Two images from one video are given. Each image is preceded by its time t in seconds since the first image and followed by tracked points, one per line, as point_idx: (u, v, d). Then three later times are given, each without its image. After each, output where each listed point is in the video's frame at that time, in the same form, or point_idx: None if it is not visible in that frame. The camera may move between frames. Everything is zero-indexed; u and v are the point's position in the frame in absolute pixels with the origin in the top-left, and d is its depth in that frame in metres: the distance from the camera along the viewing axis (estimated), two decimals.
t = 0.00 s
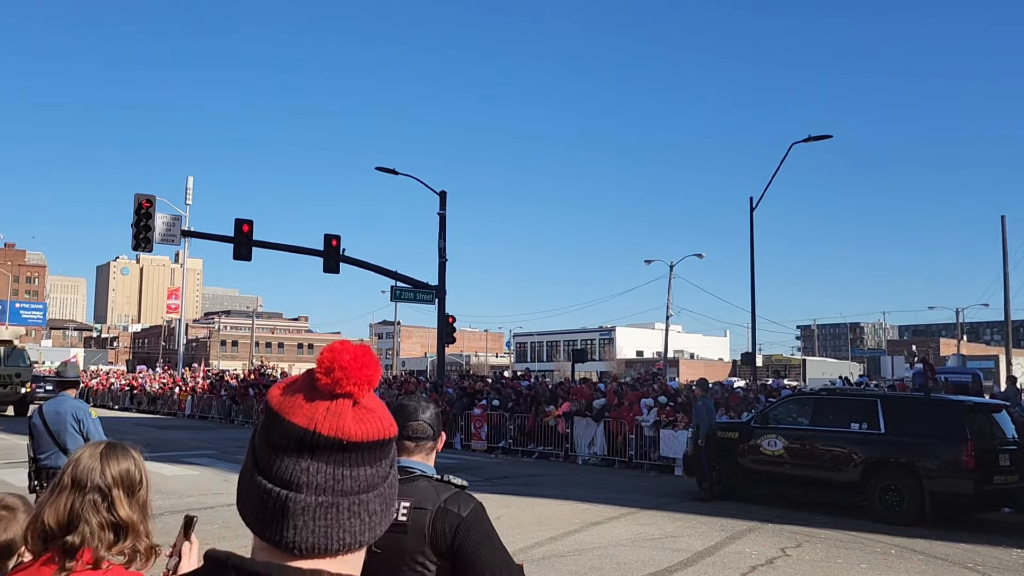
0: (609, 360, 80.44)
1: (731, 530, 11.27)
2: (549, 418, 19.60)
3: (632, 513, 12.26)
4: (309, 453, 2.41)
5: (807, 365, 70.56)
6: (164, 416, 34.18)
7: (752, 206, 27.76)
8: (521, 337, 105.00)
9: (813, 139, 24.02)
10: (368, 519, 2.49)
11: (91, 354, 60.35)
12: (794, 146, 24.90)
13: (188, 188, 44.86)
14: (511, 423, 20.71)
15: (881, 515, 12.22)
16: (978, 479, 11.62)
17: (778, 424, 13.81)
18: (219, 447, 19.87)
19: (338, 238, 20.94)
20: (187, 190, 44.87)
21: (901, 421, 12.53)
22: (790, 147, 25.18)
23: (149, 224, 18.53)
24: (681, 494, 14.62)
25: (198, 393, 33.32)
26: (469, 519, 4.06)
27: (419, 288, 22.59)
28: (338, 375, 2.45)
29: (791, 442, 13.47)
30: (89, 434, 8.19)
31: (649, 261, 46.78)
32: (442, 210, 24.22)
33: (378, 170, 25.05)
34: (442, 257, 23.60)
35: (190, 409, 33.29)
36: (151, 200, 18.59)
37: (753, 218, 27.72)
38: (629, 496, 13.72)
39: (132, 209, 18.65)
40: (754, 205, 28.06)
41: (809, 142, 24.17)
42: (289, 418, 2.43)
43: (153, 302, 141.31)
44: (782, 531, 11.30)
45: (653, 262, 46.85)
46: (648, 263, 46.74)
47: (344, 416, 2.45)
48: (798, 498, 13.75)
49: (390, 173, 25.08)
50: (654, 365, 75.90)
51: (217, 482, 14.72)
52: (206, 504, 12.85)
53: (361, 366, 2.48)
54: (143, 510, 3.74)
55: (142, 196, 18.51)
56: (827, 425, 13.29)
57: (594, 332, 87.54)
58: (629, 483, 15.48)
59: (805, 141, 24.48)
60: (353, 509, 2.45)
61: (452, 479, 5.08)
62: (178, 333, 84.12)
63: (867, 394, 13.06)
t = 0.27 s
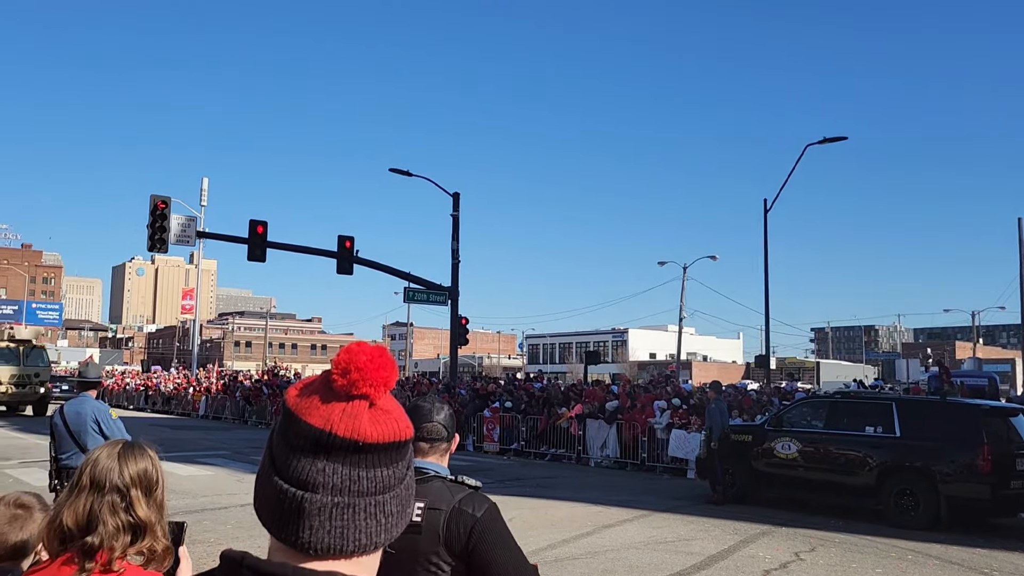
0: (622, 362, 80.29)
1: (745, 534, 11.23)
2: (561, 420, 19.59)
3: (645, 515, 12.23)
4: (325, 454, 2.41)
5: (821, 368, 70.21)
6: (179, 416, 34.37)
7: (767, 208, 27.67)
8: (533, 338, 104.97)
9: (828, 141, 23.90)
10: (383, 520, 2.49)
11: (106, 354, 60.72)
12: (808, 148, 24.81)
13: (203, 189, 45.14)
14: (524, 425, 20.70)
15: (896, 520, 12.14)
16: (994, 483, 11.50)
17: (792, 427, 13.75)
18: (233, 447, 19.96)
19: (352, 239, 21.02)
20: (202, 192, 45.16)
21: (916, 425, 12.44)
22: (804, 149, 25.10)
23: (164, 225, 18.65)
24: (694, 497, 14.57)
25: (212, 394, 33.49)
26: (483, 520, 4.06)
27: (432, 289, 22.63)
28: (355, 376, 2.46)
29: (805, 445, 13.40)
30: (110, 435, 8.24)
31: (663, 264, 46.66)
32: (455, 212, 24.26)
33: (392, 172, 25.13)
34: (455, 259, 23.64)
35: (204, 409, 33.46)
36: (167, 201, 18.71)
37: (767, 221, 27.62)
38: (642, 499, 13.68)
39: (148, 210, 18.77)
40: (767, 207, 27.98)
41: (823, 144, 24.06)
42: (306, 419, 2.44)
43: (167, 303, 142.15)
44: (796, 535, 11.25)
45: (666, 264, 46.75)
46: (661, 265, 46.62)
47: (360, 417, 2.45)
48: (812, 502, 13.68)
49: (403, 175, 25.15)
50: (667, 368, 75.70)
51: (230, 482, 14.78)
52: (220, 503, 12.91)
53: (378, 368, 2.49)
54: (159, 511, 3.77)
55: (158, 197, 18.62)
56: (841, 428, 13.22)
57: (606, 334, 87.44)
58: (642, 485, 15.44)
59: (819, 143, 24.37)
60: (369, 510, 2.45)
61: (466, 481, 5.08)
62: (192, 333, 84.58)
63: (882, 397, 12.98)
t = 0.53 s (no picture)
0: (630, 365, 80.16)
1: (754, 537, 11.18)
2: (569, 423, 19.56)
3: (653, 518, 12.20)
4: (333, 456, 2.41)
5: (830, 371, 69.98)
6: (188, 418, 34.47)
7: (776, 211, 27.61)
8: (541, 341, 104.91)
9: (837, 143, 23.81)
10: (392, 523, 2.49)
11: (116, 356, 60.92)
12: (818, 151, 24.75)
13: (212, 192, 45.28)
14: (532, 427, 20.67)
15: (906, 523, 12.07)
16: (1006, 487, 11.40)
17: (801, 430, 13.69)
18: (242, 449, 20.00)
19: (360, 241, 21.05)
20: (212, 194, 45.35)
21: (927, 428, 12.37)
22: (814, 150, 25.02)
23: (174, 228, 18.70)
24: (703, 500, 14.51)
25: (221, 396, 33.59)
26: (493, 522, 4.06)
27: (441, 292, 22.63)
28: (363, 379, 2.46)
29: (814, 448, 13.35)
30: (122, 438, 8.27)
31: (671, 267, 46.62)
32: (463, 214, 24.27)
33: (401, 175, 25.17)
34: (464, 261, 23.64)
35: (213, 411, 33.54)
36: (177, 204, 18.75)
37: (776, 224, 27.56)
38: (651, 502, 13.64)
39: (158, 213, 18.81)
40: (777, 210, 27.90)
41: (833, 146, 23.97)
42: (315, 421, 2.44)
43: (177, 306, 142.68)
44: (806, 539, 11.19)
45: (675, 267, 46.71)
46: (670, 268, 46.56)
47: (369, 419, 2.45)
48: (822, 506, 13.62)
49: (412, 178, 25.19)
50: (675, 371, 75.59)
51: (239, 484, 14.81)
52: (229, 505, 12.95)
53: (386, 370, 2.49)
54: (174, 513, 3.78)
55: (167, 199, 18.67)
56: (851, 432, 13.16)
57: (615, 336, 87.36)
58: (650, 489, 15.40)
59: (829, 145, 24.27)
60: (377, 513, 2.45)
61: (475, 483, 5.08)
62: (201, 336, 84.88)
63: (892, 401, 12.92)
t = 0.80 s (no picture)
0: (636, 369, 80.06)
1: (759, 543, 11.15)
2: (574, 427, 19.53)
3: (659, 523, 12.16)
4: (338, 463, 2.41)
5: (836, 375, 69.77)
6: (194, 421, 34.53)
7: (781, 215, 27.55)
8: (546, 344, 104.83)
9: (843, 147, 23.78)
10: (398, 530, 2.49)
11: (122, 359, 61.03)
12: (823, 155, 24.74)
13: (218, 195, 45.37)
14: (537, 431, 20.65)
15: (912, 529, 12.03)
16: (1013, 493, 11.34)
17: (807, 435, 13.66)
18: (246, 452, 20.01)
19: (366, 245, 21.07)
20: (218, 197, 45.46)
21: (934, 435, 12.32)
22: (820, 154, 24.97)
23: (179, 231, 18.74)
24: (708, 505, 14.48)
25: (226, 399, 33.63)
26: (499, 528, 4.05)
27: (446, 295, 22.64)
28: (369, 385, 2.44)
29: (820, 454, 13.31)
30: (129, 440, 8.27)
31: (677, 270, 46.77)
32: (469, 218, 24.27)
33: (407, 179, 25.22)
34: (469, 265, 23.65)
35: (218, 414, 33.58)
36: (182, 206, 18.79)
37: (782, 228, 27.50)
38: (656, 507, 13.60)
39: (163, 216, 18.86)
40: (782, 214, 27.84)
41: (839, 150, 23.94)
42: (320, 428, 2.43)
43: (182, 308, 143.01)
44: (812, 544, 11.15)
45: (681, 271, 46.82)
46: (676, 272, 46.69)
47: (374, 426, 2.44)
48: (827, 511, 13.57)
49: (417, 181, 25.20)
50: (681, 375, 75.51)
51: (244, 487, 14.81)
52: (235, 508, 12.96)
53: (391, 376, 2.48)
54: (182, 518, 3.79)
55: (173, 203, 18.72)
56: (857, 437, 13.11)
57: (620, 340, 87.27)
58: (656, 493, 15.36)
59: (835, 149, 24.25)
60: (383, 519, 2.45)
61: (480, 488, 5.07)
62: (206, 338, 85.07)
63: (898, 406, 12.87)
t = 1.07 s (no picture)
0: (640, 374, 79.90)
1: (764, 548, 11.12)
2: (579, 431, 19.52)
3: (663, 529, 12.14)
4: (344, 470, 2.41)
5: (841, 380, 69.61)
6: (198, 424, 34.57)
7: (786, 220, 27.49)
8: (550, 348, 104.80)
9: (848, 152, 23.73)
10: (403, 537, 2.48)
11: (126, 362, 61.08)
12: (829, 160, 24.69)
13: (223, 198, 45.45)
14: (541, 436, 20.62)
15: (917, 536, 11.98)
16: (1019, 500, 11.29)
17: (812, 440, 13.62)
18: (250, 456, 20.01)
19: (370, 249, 21.09)
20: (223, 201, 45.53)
21: (939, 441, 12.28)
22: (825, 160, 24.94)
23: (185, 234, 18.78)
24: (713, 510, 14.45)
25: (230, 402, 33.66)
26: (503, 533, 4.05)
27: (450, 299, 22.63)
28: (375, 393, 2.44)
29: (825, 459, 13.28)
30: (135, 444, 8.28)
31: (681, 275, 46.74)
32: (473, 223, 24.27)
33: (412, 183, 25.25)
34: (473, 269, 23.64)
35: (222, 418, 33.62)
36: (188, 210, 18.83)
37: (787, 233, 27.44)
38: (660, 512, 13.57)
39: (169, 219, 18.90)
40: (787, 218, 27.81)
41: (844, 155, 23.89)
42: (326, 435, 2.43)
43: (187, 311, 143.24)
44: (816, 550, 11.12)
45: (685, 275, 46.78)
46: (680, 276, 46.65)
47: (380, 433, 2.44)
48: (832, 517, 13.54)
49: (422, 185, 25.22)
50: (685, 380, 75.37)
51: (248, 491, 14.82)
52: (239, 512, 12.97)
53: (398, 384, 2.48)
54: (188, 523, 3.79)
55: (179, 206, 18.76)
56: (862, 443, 13.08)
57: (624, 344, 87.23)
58: (660, 499, 15.33)
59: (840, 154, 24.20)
60: (389, 527, 2.45)
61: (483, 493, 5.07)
62: (211, 341, 85.21)
63: (903, 412, 12.83)
